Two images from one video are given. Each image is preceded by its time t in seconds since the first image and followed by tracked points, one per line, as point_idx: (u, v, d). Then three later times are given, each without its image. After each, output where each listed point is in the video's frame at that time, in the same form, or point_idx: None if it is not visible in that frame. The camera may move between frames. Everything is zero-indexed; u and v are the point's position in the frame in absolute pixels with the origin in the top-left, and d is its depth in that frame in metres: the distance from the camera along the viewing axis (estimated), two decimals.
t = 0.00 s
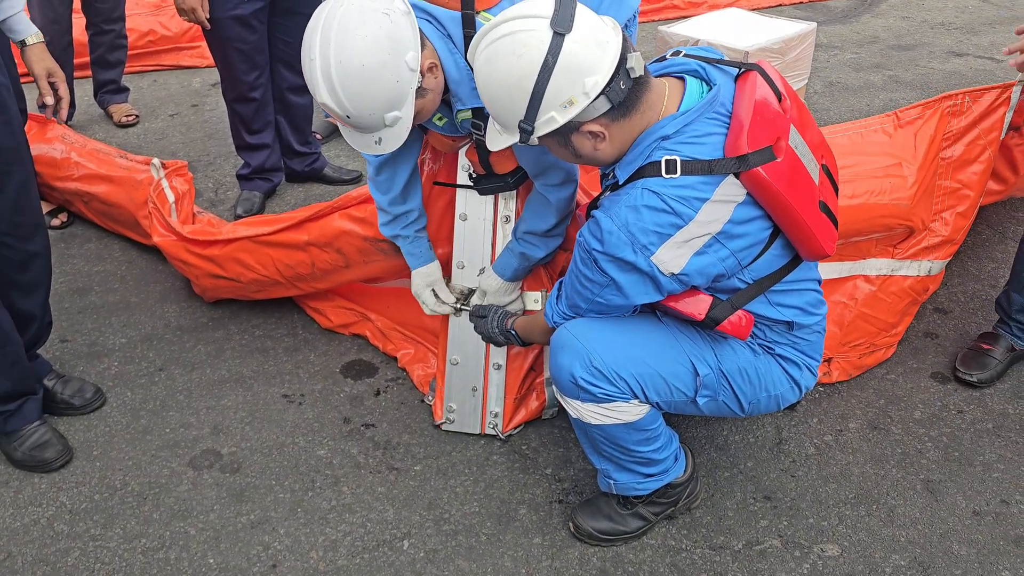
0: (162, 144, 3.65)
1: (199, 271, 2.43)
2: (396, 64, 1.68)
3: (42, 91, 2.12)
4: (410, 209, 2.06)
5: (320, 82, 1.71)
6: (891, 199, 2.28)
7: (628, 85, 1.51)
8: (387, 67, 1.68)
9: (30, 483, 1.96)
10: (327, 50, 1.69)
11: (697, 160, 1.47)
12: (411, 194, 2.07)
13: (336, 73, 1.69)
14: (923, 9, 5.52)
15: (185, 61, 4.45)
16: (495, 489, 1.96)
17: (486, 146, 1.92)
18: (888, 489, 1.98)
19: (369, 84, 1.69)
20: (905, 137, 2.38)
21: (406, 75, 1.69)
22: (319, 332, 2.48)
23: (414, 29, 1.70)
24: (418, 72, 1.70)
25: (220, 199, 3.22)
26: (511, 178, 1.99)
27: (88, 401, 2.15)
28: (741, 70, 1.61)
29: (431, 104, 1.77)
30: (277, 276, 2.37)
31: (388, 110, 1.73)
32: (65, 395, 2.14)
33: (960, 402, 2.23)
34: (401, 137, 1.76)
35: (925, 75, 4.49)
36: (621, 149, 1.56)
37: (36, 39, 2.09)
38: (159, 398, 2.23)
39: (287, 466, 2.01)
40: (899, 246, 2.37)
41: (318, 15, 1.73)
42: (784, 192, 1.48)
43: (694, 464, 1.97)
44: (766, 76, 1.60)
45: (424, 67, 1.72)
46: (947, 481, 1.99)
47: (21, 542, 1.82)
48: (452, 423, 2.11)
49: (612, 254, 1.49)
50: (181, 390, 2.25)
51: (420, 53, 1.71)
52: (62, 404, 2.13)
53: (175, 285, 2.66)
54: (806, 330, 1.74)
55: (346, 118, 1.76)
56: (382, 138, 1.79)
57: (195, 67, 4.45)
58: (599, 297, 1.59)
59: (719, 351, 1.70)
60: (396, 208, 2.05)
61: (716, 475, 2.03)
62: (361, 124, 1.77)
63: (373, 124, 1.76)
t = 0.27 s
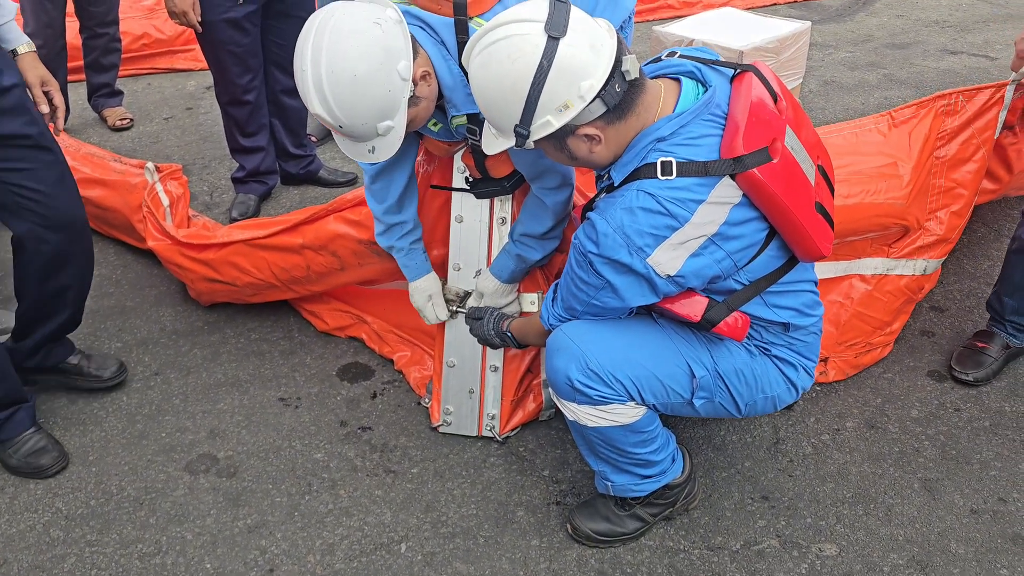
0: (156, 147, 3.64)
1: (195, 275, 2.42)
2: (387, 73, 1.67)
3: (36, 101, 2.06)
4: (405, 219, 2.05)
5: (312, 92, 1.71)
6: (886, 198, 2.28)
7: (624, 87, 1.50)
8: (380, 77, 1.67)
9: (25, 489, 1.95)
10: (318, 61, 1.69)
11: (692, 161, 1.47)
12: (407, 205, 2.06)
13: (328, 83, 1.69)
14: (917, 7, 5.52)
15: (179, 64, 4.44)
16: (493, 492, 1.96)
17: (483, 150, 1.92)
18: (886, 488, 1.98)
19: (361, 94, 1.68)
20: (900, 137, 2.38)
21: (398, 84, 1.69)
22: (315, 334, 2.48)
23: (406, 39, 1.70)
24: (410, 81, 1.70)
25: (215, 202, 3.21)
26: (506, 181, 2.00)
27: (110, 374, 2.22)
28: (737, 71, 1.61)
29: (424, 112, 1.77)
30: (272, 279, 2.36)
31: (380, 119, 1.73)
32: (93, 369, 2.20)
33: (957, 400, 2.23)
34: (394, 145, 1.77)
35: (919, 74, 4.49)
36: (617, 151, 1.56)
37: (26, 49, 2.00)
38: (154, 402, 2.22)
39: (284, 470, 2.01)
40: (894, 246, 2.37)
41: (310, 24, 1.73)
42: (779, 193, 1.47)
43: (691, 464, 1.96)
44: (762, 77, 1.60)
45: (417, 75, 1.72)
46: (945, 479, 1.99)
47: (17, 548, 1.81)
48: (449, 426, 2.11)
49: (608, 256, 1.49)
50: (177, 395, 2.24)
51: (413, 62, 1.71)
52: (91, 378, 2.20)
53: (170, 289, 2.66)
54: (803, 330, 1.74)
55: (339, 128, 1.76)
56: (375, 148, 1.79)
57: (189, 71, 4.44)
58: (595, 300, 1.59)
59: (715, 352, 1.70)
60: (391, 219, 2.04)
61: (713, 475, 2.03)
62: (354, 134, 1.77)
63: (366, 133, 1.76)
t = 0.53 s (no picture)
0: (152, 148, 3.63)
1: (190, 276, 2.42)
2: (384, 76, 1.67)
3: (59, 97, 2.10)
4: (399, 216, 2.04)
5: (307, 95, 1.70)
6: (883, 201, 2.28)
7: (619, 85, 1.50)
8: (376, 79, 1.67)
9: (21, 493, 1.95)
10: (314, 63, 1.68)
11: (688, 159, 1.47)
12: (402, 202, 2.05)
13: (323, 86, 1.68)
14: (913, 5, 5.53)
15: (175, 65, 4.44)
16: (490, 492, 1.95)
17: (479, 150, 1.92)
18: (883, 485, 1.98)
19: (357, 97, 1.68)
20: (900, 137, 2.38)
21: (394, 87, 1.69)
22: (312, 335, 2.47)
23: (402, 41, 1.69)
24: (407, 83, 1.69)
25: (210, 203, 3.20)
26: (503, 183, 2.00)
27: (165, 348, 2.35)
28: (732, 69, 1.61)
29: (421, 113, 1.76)
30: (268, 279, 2.36)
31: (376, 122, 1.73)
32: (146, 346, 2.33)
33: (954, 397, 2.23)
34: (390, 148, 1.77)
35: (915, 71, 4.49)
36: (614, 149, 1.55)
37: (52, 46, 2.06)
38: (150, 404, 2.21)
39: (281, 471, 2.00)
40: (892, 247, 2.37)
41: (305, 26, 1.72)
42: (775, 190, 1.47)
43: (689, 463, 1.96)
44: (757, 75, 1.60)
45: (413, 77, 1.71)
46: (942, 476, 1.99)
47: (13, 552, 1.80)
48: (447, 426, 2.10)
49: (604, 254, 1.49)
50: (173, 397, 2.24)
51: (409, 64, 1.70)
52: (145, 355, 2.33)
53: (166, 291, 2.65)
54: (800, 328, 1.74)
55: (334, 130, 1.76)
56: (371, 150, 1.79)
57: (185, 72, 4.44)
58: (592, 299, 1.58)
59: (713, 351, 1.70)
60: (386, 215, 2.04)
61: (711, 474, 2.02)
62: (350, 136, 1.77)
63: (362, 136, 1.76)
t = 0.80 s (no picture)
0: (148, 150, 3.63)
1: (187, 277, 2.42)
2: (381, 79, 1.67)
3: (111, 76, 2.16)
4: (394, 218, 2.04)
5: (304, 98, 1.70)
6: (880, 202, 2.28)
7: (614, 86, 1.50)
8: (372, 83, 1.67)
9: (18, 495, 1.94)
10: (311, 66, 1.68)
11: (685, 159, 1.47)
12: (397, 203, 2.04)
13: (320, 88, 1.68)
14: (909, 4, 5.53)
15: (171, 66, 4.43)
16: (488, 492, 1.95)
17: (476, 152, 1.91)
18: (881, 484, 1.98)
19: (354, 100, 1.68)
20: (898, 138, 2.38)
21: (391, 90, 1.69)
22: (309, 336, 2.47)
23: (399, 44, 1.69)
24: (404, 86, 1.69)
25: (207, 204, 3.20)
26: (500, 184, 1.99)
27: (162, 351, 2.34)
28: (728, 70, 1.60)
29: (417, 115, 1.77)
30: (264, 280, 2.35)
31: (373, 125, 1.73)
32: (143, 348, 2.33)
33: (952, 395, 2.23)
34: (387, 151, 1.77)
35: (911, 70, 4.49)
36: (610, 150, 1.55)
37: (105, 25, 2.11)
38: (147, 406, 2.21)
39: (278, 473, 2.00)
40: (889, 249, 2.38)
41: (302, 28, 1.72)
42: (773, 191, 1.47)
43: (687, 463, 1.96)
44: (754, 75, 1.60)
45: (410, 80, 1.71)
46: (940, 475, 1.99)
47: (10, 554, 1.80)
48: (444, 426, 2.10)
49: (602, 255, 1.49)
50: (170, 398, 2.23)
51: (406, 67, 1.70)
52: (142, 357, 2.33)
53: (163, 292, 2.65)
54: (798, 328, 1.74)
55: (331, 134, 1.76)
56: (367, 153, 1.79)
57: (181, 73, 4.43)
58: (589, 300, 1.58)
59: (711, 351, 1.69)
60: (382, 217, 2.03)
61: (709, 473, 2.02)
62: (346, 139, 1.77)
63: (358, 139, 1.76)
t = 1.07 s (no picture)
0: (146, 150, 3.62)
1: (185, 278, 2.41)
2: (380, 79, 1.67)
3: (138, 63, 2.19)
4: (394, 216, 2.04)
5: (303, 99, 1.70)
6: (877, 198, 2.28)
7: (611, 86, 1.50)
8: (372, 83, 1.67)
9: (16, 497, 1.94)
10: (310, 66, 1.68)
11: (682, 159, 1.46)
12: (398, 202, 2.05)
13: (319, 89, 1.68)
14: (906, 3, 5.53)
15: (169, 67, 4.42)
16: (487, 492, 1.95)
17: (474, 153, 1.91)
18: (880, 483, 1.98)
19: (353, 100, 1.68)
20: (893, 136, 2.38)
21: (391, 90, 1.69)
22: (307, 337, 2.47)
23: (398, 43, 1.69)
24: (403, 86, 1.69)
25: (205, 205, 3.20)
26: (499, 184, 1.99)
27: (161, 351, 2.34)
28: (725, 70, 1.60)
29: (416, 115, 1.76)
30: (263, 281, 2.35)
31: (372, 125, 1.73)
32: (141, 350, 2.32)
33: (950, 394, 2.23)
34: (386, 151, 1.77)
35: (909, 69, 4.49)
36: (607, 151, 1.55)
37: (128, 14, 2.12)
38: (146, 407, 2.21)
39: (277, 474, 2.00)
40: (886, 245, 2.39)
41: (301, 28, 1.72)
42: (770, 191, 1.47)
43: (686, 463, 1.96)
44: (750, 75, 1.59)
45: (409, 80, 1.71)
46: (939, 474, 1.99)
47: (8, 557, 1.79)
48: (443, 427, 2.10)
49: (600, 255, 1.48)
50: (168, 399, 2.23)
51: (406, 67, 1.70)
52: (140, 358, 2.32)
53: (161, 293, 2.65)
54: (796, 327, 1.74)
55: (330, 134, 1.76)
56: (366, 152, 1.79)
57: (179, 73, 4.43)
58: (587, 300, 1.58)
59: (710, 351, 1.69)
60: (382, 215, 2.03)
61: (708, 473, 2.02)
62: (345, 139, 1.77)
63: (357, 139, 1.76)
